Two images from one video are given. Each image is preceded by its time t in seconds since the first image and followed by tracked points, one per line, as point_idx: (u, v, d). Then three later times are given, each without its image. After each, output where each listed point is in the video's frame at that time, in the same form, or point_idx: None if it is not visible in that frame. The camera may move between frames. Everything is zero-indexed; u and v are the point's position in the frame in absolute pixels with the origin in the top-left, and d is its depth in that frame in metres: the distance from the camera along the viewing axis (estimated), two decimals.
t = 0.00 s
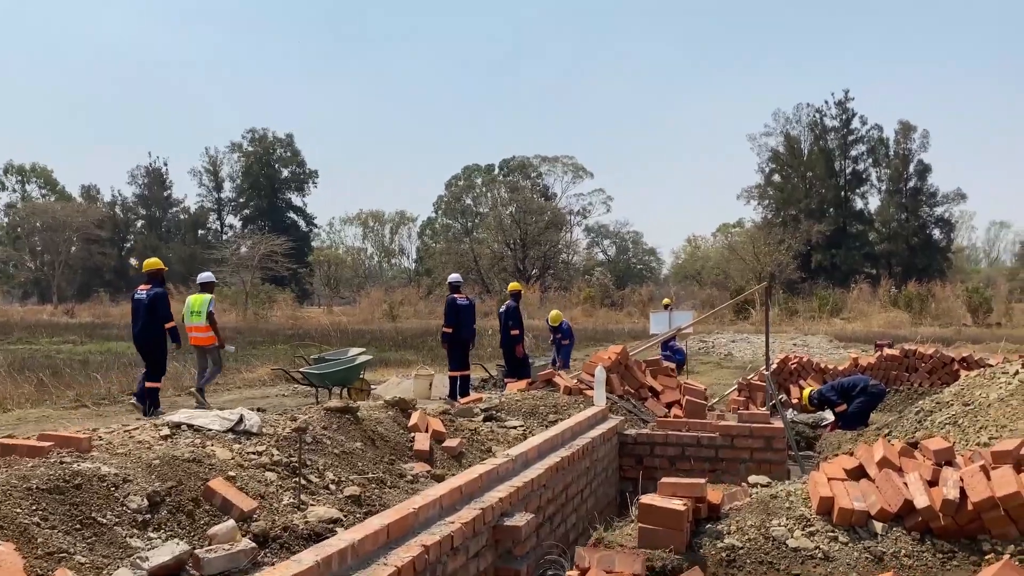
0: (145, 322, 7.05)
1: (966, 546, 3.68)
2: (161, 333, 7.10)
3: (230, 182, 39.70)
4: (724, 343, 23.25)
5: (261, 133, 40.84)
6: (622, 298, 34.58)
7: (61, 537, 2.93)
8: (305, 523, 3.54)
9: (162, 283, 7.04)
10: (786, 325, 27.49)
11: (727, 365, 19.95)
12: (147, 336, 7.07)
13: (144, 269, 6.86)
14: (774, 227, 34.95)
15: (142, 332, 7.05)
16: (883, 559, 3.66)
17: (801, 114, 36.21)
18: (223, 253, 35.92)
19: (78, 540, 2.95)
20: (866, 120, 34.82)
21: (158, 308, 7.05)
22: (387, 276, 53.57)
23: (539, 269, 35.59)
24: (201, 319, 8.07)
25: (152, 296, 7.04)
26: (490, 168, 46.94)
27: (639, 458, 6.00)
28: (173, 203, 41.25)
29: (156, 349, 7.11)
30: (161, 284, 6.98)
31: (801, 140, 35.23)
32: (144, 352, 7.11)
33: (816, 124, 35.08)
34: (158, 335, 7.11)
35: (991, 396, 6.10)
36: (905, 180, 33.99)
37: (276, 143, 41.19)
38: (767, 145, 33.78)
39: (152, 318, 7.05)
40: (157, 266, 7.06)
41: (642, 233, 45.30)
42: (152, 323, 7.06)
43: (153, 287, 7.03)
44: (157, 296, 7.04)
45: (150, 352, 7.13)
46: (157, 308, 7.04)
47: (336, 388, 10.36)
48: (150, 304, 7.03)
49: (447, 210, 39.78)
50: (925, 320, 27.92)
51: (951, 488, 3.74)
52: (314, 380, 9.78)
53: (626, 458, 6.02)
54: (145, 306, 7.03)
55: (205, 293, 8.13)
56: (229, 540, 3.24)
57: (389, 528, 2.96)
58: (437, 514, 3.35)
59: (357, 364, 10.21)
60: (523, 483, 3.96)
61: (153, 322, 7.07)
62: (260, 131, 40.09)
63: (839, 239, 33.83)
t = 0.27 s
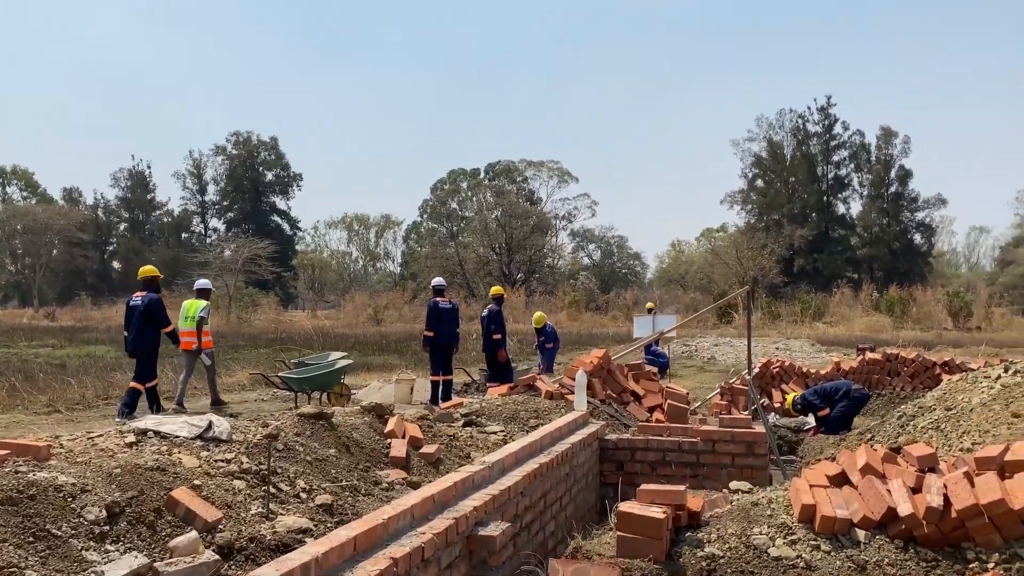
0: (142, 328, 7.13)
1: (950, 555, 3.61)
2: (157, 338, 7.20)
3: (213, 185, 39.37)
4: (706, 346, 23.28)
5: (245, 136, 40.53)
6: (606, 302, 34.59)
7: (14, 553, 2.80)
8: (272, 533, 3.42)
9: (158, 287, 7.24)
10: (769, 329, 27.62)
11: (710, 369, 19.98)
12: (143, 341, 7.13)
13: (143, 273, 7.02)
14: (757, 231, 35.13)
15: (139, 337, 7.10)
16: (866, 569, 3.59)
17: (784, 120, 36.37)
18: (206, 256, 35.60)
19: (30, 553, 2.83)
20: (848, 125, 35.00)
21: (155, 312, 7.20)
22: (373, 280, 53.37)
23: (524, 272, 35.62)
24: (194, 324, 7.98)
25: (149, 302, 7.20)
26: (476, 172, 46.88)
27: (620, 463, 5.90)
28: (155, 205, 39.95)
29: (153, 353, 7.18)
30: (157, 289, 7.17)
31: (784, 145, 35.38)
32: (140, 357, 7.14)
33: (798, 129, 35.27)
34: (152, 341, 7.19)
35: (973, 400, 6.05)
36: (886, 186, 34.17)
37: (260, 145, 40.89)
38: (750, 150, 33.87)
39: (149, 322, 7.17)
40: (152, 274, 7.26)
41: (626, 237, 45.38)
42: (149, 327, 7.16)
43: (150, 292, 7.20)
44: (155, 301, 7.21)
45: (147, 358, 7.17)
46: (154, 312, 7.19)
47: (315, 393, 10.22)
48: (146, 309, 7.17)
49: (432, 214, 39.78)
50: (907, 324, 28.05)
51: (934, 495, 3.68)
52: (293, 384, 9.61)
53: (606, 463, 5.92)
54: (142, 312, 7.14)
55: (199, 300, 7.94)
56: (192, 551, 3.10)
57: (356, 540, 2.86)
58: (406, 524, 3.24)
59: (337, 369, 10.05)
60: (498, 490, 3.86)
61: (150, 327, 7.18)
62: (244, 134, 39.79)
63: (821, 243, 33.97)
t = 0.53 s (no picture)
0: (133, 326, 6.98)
1: (934, 560, 3.53)
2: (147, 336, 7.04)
3: (195, 187, 38.97)
4: (689, 349, 23.26)
5: (227, 138, 40.15)
6: (590, 306, 34.51)
7: None
8: (235, 541, 3.29)
9: (147, 284, 7.04)
10: (752, 332, 27.69)
11: (692, 372, 19.95)
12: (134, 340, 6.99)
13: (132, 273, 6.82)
14: (740, 235, 35.19)
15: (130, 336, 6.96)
16: (850, 574, 3.49)
17: (767, 124, 36.45)
18: (187, 259, 35.19)
19: None
20: (830, 130, 35.17)
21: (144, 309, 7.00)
22: (357, 283, 53.11)
23: (508, 276, 35.70)
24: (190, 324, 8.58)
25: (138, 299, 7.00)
26: (460, 175, 46.72)
27: (601, 467, 5.79)
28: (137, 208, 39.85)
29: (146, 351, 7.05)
30: (146, 286, 6.97)
31: (766, 149, 35.43)
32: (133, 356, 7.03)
33: (780, 134, 35.38)
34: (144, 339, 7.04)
35: (956, 401, 5.98)
36: (867, 190, 34.32)
37: (243, 148, 40.49)
38: (733, 154, 33.94)
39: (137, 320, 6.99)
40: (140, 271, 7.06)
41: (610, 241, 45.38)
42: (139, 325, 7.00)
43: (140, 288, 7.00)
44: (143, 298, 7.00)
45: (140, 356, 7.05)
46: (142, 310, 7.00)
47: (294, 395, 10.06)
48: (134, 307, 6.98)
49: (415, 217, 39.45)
50: (887, 327, 28.19)
51: (919, 499, 3.60)
52: (270, 388, 9.46)
53: (586, 466, 5.81)
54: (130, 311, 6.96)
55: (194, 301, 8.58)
56: (149, 561, 2.96)
57: (320, 547, 2.73)
58: (375, 530, 3.11)
59: (315, 372, 9.91)
60: (472, 495, 3.74)
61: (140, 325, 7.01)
62: (226, 136, 39.43)
63: (803, 247, 34.12)
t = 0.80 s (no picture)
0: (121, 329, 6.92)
1: (925, 566, 3.39)
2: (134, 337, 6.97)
3: (175, 188, 38.50)
4: (672, 351, 23.20)
5: (208, 139, 39.68)
6: (574, 308, 34.37)
7: None
8: (187, 550, 3.08)
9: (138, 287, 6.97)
10: (734, 334, 27.69)
11: (675, 374, 19.86)
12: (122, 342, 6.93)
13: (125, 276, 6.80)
14: (722, 238, 35.21)
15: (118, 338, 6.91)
16: None
17: (749, 127, 36.49)
18: (167, 260, 34.70)
19: None
20: (811, 134, 35.27)
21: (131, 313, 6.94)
22: (339, 285, 52.74)
23: (492, 278, 35.58)
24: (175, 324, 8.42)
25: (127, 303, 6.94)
26: (443, 177, 46.50)
27: (580, 469, 5.61)
28: (117, 209, 39.89)
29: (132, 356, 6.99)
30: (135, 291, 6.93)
31: (748, 153, 35.44)
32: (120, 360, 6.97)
33: (762, 137, 35.43)
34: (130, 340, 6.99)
35: (942, 402, 5.85)
36: (849, 194, 34.43)
37: (224, 148, 39.97)
38: (715, 157, 33.93)
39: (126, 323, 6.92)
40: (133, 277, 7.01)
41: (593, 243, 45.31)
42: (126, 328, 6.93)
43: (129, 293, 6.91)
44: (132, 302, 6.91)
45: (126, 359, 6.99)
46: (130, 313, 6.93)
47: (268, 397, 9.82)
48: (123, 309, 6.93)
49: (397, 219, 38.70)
50: (868, 329, 28.25)
51: (909, 502, 3.46)
52: (243, 388, 9.20)
53: (565, 469, 5.62)
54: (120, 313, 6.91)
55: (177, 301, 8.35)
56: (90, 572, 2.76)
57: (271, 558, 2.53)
58: (335, 538, 2.92)
59: (289, 372, 9.66)
60: (441, 500, 3.55)
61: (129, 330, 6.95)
62: (207, 137, 38.98)
63: (784, 250, 34.17)
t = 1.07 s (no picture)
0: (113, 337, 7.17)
1: None
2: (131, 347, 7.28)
3: (155, 190, 37.93)
4: (656, 356, 23.05)
5: (189, 141, 39.15)
6: (557, 312, 34.16)
7: None
8: None
9: (136, 300, 7.24)
10: (718, 338, 27.61)
11: (659, 379, 19.70)
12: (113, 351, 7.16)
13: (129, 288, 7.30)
14: (705, 242, 35.15)
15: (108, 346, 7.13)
16: None
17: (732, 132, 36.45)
18: (145, 262, 34.14)
19: None
20: (794, 139, 35.27)
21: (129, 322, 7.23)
22: (322, 288, 52.31)
23: (475, 281, 35.30)
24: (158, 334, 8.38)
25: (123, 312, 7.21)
26: (427, 180, 46.22)
27: (560, 484, 5.37)
28: (95, 211, 39.14)
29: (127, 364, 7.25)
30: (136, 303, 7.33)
31: (731, 157, 35.37)
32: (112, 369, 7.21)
33: (745, 142, 35.41)
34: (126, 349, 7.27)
35: (936, 413, 5.65)
36: (831, 198, 34.46)
37: (205, 150, 39.45)
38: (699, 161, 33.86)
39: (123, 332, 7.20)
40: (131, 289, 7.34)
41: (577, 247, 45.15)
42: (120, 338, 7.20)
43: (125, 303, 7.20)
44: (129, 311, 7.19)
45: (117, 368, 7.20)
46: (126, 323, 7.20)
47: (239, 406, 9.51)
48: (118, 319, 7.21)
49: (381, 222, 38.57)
50: (851, 334, 28.23)
51: (910, 525, 3.23)
52: (212, 398, 8.89)
53: (544, 484, 5.37)
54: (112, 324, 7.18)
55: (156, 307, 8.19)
56: None
57: None
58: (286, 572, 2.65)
59: (260, 381, 9.32)
60: (408, 525, 3.29)
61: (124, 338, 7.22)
62: (187, 139, 38.45)
63: (767, 254, 34.17)
